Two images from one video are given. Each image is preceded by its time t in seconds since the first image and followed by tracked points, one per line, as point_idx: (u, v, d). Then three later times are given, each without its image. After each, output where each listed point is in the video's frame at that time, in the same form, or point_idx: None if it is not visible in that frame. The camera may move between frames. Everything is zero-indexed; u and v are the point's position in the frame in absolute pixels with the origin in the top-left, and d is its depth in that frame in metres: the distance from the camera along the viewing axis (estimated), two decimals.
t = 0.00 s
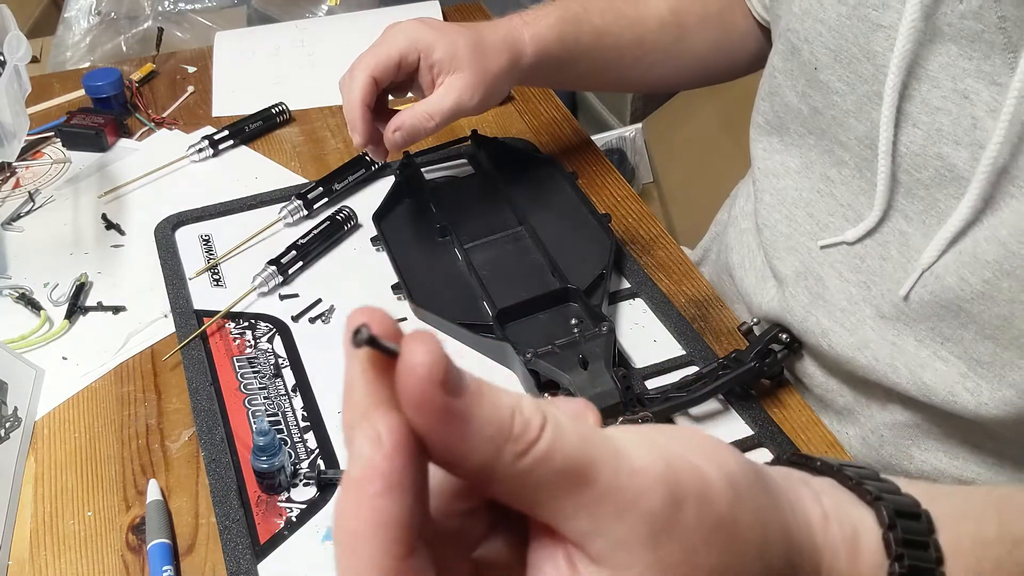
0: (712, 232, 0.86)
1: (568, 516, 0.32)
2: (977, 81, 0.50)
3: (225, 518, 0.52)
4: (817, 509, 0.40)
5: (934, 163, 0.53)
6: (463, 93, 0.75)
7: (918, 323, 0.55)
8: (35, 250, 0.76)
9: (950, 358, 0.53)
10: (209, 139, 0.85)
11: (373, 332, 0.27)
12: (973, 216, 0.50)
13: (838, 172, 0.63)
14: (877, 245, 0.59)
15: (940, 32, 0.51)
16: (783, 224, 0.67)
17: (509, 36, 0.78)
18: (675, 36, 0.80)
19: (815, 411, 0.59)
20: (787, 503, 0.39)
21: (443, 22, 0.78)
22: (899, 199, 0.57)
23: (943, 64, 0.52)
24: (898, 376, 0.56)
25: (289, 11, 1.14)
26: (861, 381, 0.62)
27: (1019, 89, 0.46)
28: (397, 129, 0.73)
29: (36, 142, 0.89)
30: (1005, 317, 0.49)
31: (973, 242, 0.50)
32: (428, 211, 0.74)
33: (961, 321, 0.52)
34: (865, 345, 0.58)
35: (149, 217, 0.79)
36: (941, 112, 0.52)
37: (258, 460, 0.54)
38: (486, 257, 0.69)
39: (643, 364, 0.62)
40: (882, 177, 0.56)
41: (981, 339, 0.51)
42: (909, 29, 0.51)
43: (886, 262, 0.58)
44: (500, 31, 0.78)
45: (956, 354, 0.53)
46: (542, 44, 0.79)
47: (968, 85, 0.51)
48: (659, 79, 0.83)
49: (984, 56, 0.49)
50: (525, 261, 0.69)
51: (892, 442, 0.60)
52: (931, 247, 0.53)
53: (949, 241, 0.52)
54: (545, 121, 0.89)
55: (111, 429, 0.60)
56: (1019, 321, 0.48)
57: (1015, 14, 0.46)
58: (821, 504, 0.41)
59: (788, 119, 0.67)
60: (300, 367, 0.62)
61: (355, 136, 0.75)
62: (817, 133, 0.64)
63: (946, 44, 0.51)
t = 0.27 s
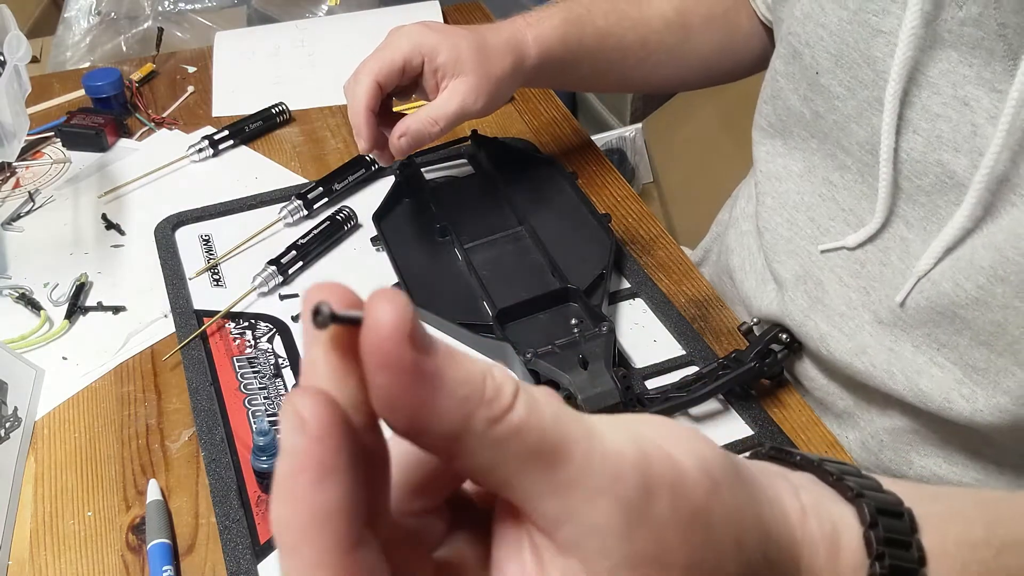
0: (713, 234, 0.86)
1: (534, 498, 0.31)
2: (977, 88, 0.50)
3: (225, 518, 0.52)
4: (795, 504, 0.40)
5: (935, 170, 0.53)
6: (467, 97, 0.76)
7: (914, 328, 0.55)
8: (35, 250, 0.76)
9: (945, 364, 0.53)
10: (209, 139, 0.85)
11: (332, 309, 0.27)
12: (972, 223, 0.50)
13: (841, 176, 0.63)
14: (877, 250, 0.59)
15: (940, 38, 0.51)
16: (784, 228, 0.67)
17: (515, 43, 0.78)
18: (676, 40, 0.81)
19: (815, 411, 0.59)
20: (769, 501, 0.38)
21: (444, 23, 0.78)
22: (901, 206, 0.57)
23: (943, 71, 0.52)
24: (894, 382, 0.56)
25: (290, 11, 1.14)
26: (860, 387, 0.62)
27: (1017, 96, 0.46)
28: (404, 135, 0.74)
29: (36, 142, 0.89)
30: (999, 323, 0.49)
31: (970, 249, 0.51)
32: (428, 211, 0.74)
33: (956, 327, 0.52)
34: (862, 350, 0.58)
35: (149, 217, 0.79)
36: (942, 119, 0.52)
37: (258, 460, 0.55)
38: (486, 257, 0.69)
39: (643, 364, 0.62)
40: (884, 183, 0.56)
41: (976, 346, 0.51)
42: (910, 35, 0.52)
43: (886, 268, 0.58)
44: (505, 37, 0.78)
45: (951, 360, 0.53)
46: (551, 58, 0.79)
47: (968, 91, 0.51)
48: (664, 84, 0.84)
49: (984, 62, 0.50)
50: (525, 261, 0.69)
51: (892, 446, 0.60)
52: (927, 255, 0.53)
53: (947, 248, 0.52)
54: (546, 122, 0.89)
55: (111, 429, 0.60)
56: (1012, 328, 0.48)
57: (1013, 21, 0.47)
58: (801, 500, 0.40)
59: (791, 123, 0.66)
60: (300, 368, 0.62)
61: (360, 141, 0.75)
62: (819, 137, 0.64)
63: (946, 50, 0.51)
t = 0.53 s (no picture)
0: (714, 235, 0.86)
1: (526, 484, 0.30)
2: (978, 90, 0.50)
3: (225, 518, 0.52)
4: (789, 502, 0.39)
5: (935, 173, 0.53)
6: (465, 92, 0.75)
7: (913, 330, 0.55)
8: (35, 251, 0.76)
9: (944, 366, 0.53)
10: (209, 139, 0.85)
11: (333, 281, 0.25)
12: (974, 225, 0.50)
13: (841, 178, 0.63)
14: (877, 252, 0.59)
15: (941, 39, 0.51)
16: (784, 229, 0.67)
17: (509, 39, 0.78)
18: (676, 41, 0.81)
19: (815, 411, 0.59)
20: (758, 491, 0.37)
21: (445, 21, 0.79)
22: (902, 208, 0.57)
23: (944, 72, 0.52)
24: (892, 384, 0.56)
25: (290, 11, 1.14)
26: (861, 388, 0.62)
27: (1018, 98, 0.46)
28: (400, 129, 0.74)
29: (36, 142, 0.89)
30: (997, 325, 0.49)
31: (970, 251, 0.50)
32: (428, 211, 0.74)
33: (954, 329, 0.52)
34: (861, 353, 0.58)
35: (149, 217, 0.79)
36: (942, 121, 0.52)
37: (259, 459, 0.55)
38: (486, 257, 0.69)
39: (643, 364, 0.62)
40: (884, 184, 0.56)
41: (973, 348, 0.51)
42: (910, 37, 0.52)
43: (886, 270, 0.58)
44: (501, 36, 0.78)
45: (950, 362, 0.53)
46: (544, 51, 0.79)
47: (968, 92, 0.51)
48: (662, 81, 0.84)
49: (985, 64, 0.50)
50: (526, 261, 0.68)
51: (892, 448, 0.60)
52: (925, 258, 0.53)
53: (946, 251, 0.52)
54: (546, 121, 0.89)
55: (111, 429, 0.60)
56: (1010, 330, 0.49)
57: (1015, 24, 0.47)
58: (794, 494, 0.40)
59: (792, 124, 0.67)
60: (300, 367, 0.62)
61: (353, 133, 0.75)
62: (820, 138, 0.64)
63: (947, 52, 0.51)
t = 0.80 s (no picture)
0: (714, 234, 0.85)
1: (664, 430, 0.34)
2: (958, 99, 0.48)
3: (225, 518, 0.52)
4: (934, 497, 0.37)
5: (911, 177, 0.52)
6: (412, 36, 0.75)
7: (925, 338, 0.53)
8: (35, 251, 0.76)
9: (957, 375, 0.52)
10: (209, 139, 0.85)
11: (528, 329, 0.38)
12: (957, 232, 0.48)
13: (833, 181, 0.62)
14: (874, 256, 0.58)
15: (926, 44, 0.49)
16: (779, 233, 0.66)
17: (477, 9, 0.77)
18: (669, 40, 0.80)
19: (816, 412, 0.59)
20: (900, 500, 0.36)
21: None
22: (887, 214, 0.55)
23: (931, 84, 0.49)
24: (906, 391, 0.54)
25: (290, 10, 1.14)
26: (862, 387, 0.61)
27: (997, 107, 0.43)
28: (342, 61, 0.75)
29: (36, 142, 0.89)
30: (1012, 342, 0.48)
31: (971, 264, 0.48)
32: (429, 211, 0.75)
33: (971, 342, 0.50)
34: (867, 354, 0.57)
35: (149, 217, 0.79)
36: (922, 127, 0.50)
37: (258, 460, 0.53)
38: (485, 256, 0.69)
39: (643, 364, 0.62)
40: (862, 186, 0.54)
41: (989, 360, 0.50)
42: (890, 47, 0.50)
43: (885, 274, 0.57)
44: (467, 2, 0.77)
45: (965, 371, 0.51)
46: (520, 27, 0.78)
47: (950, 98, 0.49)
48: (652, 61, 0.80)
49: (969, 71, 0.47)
50: (525, 260, 0.68)
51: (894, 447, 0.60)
52: (919, 264, 0.51)
53: (936, 259, 0.50)
54: (542, 120, 0.89)
55: (112, 430, 0.60)
56: None
57: (999, 33, 0.45)
58: (935, 494, 0.37)
59: (785, 126, 0.65)
60: (300, 366, 0.62)
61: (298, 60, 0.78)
62: (812, 141, 0.63)
63: (930, 60, 0.49)
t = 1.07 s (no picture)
0: (704, 234, 0.86)
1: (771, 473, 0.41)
2: (933, 96, 0.50)
3: (225, 518, 0.52)
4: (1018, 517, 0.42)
5: (889, 175, 0.54)
6: (356, 54, 0.81)
7: (911, 332, 0.56)
8: (36, 251, 0.76)
9: (946, 366, 0.54)
10: (209, 139, 0.85)
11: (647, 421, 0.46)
12: (932, 226, 0.51)
13: (818, 180, 0.62)
14: (858, 253, 0.59)
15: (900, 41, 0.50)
16: (765, 231, 0.66)
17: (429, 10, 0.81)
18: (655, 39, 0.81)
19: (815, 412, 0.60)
20: (992, 516, 0.42)
21: None
22: (868, 215, 0.57)
23: (902, 79, 0.51)
24: (891, 382, 0.57)
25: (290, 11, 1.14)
26: (856, 383, 0.62)
27: (965, 102, 0.45)
28: (296, 80, 0.81)
29: (36, 142, 0.89)
30: (997, 334, 0.50)
31: (951, 258, 0.51)
32: (429, 211, 0.75)
33: (954, 334, 0.53)
34: (857, 347, 0.58)
35: (150, 217, 0.79)
36: (897, 126, 0.53)
37: (258, 460, 0.53)
38: (486, 256, 0.69)
39: (643, 364, 0.62)
40: (839, 184, 0.56)
41: (975, 351, 0.52)
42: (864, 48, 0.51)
43: (870, 270, 0.58)
44: None
45: (952, 361, 0.54)
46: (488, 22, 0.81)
47: (925, 96, 0.50)
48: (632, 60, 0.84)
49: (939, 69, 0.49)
50: (524, 260, 0.68)
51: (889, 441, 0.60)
52: (896, 258, 0.53)
53: (911, 251, 0.52)
54: (541, 121, 0.89)
55: (111, 430, 0.60)
56: (1011, 339, 0.49)
57: (967, 29, 0.46)
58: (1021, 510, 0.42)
59: (771, 128, 0.65)
60: (300, 366, 0.62)
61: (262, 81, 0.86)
62: (797, 142, 0.63)
63: (903, 58, 0.50)
